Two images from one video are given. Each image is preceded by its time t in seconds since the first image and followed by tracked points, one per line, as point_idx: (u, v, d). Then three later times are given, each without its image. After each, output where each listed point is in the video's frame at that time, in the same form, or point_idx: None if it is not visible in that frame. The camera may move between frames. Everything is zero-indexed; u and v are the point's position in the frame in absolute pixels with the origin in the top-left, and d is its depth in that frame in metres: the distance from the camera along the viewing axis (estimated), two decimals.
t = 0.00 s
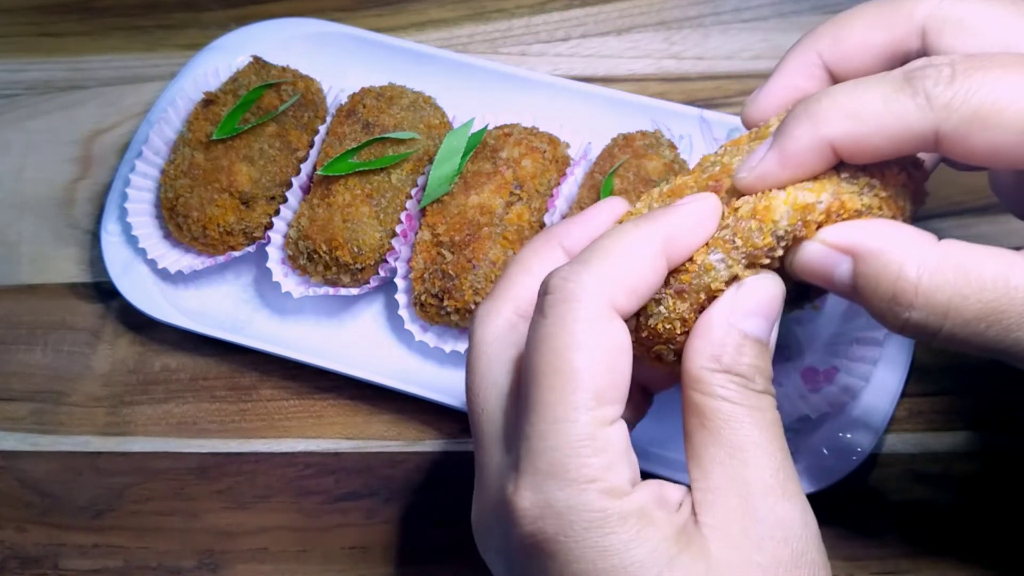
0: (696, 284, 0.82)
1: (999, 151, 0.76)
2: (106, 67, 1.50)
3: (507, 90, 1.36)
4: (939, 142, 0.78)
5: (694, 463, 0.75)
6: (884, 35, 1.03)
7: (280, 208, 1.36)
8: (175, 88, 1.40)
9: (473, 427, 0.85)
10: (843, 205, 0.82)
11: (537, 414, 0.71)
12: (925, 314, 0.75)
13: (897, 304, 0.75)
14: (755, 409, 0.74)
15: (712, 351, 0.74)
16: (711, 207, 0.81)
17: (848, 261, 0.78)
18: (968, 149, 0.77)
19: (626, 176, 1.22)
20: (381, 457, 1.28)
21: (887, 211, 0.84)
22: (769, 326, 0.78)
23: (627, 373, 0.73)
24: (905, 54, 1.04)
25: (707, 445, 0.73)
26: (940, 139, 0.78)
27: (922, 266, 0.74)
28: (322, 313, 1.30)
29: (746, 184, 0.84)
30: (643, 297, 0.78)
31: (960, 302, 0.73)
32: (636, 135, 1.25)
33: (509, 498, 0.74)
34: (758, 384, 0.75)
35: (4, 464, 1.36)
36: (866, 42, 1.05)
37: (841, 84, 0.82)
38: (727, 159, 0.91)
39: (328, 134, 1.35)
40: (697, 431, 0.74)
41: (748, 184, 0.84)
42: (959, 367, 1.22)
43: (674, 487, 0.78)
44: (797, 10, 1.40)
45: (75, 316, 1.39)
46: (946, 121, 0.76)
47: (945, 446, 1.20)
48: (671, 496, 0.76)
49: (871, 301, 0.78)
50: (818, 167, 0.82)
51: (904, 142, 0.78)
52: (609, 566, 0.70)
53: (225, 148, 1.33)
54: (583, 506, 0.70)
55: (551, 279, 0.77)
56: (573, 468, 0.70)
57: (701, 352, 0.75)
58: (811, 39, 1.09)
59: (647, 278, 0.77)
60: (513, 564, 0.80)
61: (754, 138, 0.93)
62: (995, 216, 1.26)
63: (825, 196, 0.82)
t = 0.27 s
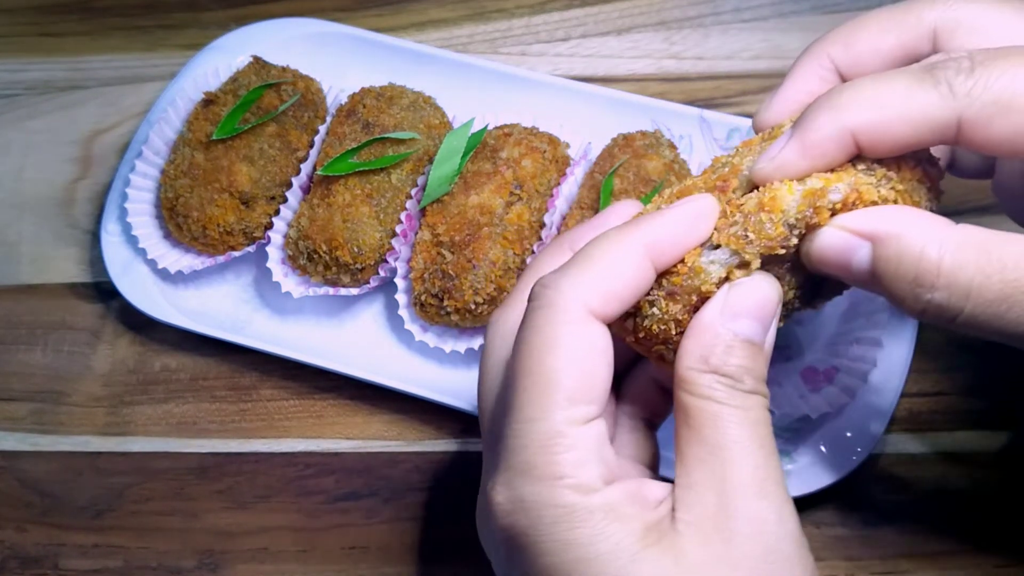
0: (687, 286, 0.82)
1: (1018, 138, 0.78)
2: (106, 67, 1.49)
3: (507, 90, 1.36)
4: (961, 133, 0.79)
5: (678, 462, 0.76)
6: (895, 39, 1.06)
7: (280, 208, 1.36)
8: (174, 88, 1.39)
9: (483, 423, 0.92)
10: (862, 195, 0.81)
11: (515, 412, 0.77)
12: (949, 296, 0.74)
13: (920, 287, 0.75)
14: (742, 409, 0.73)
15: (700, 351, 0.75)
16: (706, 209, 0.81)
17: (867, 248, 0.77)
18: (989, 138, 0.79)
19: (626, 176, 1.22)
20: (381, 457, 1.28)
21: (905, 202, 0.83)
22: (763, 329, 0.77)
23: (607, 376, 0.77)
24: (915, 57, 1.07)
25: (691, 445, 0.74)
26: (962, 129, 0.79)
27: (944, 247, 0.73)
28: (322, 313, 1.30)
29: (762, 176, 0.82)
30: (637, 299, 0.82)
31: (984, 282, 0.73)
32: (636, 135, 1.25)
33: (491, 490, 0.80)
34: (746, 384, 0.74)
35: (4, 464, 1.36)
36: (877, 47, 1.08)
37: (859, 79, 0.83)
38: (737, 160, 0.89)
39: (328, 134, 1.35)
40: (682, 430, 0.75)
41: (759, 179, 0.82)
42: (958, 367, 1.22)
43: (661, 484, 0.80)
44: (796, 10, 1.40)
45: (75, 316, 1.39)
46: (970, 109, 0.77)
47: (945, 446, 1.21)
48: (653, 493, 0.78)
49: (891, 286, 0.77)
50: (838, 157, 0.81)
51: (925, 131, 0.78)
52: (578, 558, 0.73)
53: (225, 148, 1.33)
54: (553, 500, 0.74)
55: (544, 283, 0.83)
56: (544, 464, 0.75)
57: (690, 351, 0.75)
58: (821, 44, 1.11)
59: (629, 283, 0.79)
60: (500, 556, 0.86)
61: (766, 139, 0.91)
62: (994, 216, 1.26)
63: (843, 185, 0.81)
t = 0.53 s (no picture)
0: (671, 297, 0.84)
1: None
2: (106, 67, 1.49)
3: (507, 89, 1.36)
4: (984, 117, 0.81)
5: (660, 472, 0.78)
6: (902, 42, 1.08)
7: (280, 208, 1.36)
8: (174, 88, 1.39)
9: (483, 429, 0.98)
10: (886, 181, 0.80)
11: (496, 426, 0.82)
12: (977, 272, 0.74)
13: (949, 264, 0.74)
14: (721, 422, 0.75)
15: (683, 364, 0.76)
16: (696, 212, 0.82)
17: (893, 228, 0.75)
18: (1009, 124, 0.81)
19: (626, 176, 1.22)
20: (381, 457, 1.28)
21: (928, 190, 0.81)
22: (749, 339, 0.77)
23: (588, 390, 0.81)
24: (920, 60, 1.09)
25: (671, 456, 0.77)
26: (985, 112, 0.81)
27: (972, 225, 0.73)
28: (322, 313, 1.30)
29: (783, 161, 0.81)
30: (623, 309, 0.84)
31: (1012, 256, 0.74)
32: (636, 135, 1.25)
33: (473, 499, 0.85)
34: (728, 395, 0.75)
35: (4, 464, 1.36)
36: (883, 49, 1.09)
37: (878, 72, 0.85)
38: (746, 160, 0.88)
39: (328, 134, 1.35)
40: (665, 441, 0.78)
41: (763, 175, 0.83)
42: (959, 367, 1.22)
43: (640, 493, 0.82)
44: (796, 10, 1.40)
45: (76, 316, 1.39)
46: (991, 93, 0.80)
47: (945, 446, 1.21)
48: (630, 503, 0.80)
49: (916, 265, 0.76)
50: (860, 144, 0.81)
51: (949, 111, 0.80)
52: (549, 567, 0.77)
53: (225, 148, 1.33)
54: (526, 512, 0.78)
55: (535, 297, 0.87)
56: (519, 476, 0.79)
57: (675, 362, 0.77)
58: (828, 48, 1.12)
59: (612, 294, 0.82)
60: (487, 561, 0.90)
61: (776, 141, 0.90)
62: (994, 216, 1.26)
63: (868, 169, 0.80)
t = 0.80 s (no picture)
0: (640, 301, 0.89)
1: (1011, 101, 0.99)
2: (106, 67, 1.49)
3: (507, 89, 1.36)
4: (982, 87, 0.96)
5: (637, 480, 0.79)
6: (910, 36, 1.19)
7: (280, 208, 1.36)
8: (175, 88, 1.39)
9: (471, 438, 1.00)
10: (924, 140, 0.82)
11: (476, 432, 0.84)
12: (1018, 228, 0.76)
13: (990, 221, 0.76)
14: (696, 429, 0.75)
15: (659, 370, 0.77)
16: (670, 210, 0.85)
17: (933, 188, 0.76)
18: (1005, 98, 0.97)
19: (626, 176, 1.22)
20: (381, 457, 1.28)
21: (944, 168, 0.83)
22: (726, 344, 0.77)
23: (564, 397, 0.84)
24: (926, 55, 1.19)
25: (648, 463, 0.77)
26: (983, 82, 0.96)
27: (1007, 182, 0.76)
28: (323, 314, 1.30)
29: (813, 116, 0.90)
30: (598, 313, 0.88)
31: None
32: (636, 135, 1.25)
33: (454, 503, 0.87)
34: (705, 401, 0.75)
35: (4, 464, 1.36)
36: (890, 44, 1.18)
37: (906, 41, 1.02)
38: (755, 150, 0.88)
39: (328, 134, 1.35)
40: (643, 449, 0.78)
41: (798, 134, 0.84)
42: (959, 367, 1.22)
43: (618, 498, 0.83)
44: (796, 10, 1.40)
45: (75, 316, 1.39)
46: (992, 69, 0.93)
47: (946, 446, 1.20)
48: (606, 509, 0.81)
49: (956, 225, 0.78)
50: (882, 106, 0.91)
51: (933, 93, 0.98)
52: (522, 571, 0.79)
53: (225, 148, 1.33)
54: (500, 516, 0.80)
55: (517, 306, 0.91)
56: (495, 480, 0.81)
57: (652, 369, 0.78)
58: (838, 49, 1.21)
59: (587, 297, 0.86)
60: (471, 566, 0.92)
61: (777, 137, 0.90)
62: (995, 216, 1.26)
63: (905, 128, 0.82)
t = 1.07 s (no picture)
0: (624, 298, 0.88)
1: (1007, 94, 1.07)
2: (106, 67, 1.49)
3: (507, 89, 1.36)
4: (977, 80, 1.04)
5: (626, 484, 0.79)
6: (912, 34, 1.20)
7: (280, 208, 1.36)
8: (175, 88, 1.39)
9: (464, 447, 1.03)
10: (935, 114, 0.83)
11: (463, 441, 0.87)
12: None
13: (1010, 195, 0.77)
14: (682, 433, 0.74)
15: (648, 373, 0.76)
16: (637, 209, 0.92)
17: (953, 161, 0.76)
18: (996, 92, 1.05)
19: (626, 176, 1.21)
20: (381, 457, 1.28)
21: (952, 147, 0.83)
22: (718, 346, 0.75)
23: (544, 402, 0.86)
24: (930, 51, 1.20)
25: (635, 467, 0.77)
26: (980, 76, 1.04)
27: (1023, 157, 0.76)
28: (323, 314, 1.30)
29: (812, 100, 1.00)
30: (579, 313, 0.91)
31: None
32: (636, 135, 1.25)
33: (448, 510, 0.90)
34: (692, 404, 0.74)
35: (4, 464, 1.36)
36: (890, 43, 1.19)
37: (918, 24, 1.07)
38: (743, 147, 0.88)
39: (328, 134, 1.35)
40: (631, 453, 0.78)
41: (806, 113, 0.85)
42: (959, 367, 1.22)
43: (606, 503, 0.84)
44: (796, 10, 1.40)
45: (75, 316, 1.39)
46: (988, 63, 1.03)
47: (946, 446, 1.20)
48: (593, 514, 0.83)
49: (975, 201, 0.78)
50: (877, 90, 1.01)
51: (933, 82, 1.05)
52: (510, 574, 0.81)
53: (225, 148, 1.33)
54: (487, 522, 0.83)
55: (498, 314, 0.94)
56: (481, 487, 0.84)
57: (641, 372, 0.76)
58: (837, 49, 1.21)
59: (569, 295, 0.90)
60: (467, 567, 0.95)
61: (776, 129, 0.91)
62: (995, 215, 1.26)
63: (919, 103, 0.83)
